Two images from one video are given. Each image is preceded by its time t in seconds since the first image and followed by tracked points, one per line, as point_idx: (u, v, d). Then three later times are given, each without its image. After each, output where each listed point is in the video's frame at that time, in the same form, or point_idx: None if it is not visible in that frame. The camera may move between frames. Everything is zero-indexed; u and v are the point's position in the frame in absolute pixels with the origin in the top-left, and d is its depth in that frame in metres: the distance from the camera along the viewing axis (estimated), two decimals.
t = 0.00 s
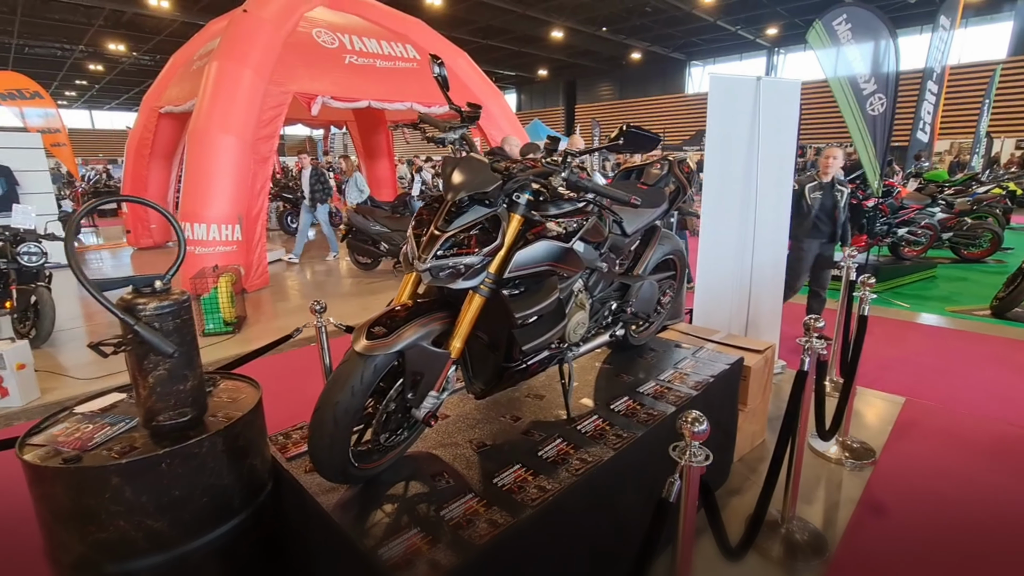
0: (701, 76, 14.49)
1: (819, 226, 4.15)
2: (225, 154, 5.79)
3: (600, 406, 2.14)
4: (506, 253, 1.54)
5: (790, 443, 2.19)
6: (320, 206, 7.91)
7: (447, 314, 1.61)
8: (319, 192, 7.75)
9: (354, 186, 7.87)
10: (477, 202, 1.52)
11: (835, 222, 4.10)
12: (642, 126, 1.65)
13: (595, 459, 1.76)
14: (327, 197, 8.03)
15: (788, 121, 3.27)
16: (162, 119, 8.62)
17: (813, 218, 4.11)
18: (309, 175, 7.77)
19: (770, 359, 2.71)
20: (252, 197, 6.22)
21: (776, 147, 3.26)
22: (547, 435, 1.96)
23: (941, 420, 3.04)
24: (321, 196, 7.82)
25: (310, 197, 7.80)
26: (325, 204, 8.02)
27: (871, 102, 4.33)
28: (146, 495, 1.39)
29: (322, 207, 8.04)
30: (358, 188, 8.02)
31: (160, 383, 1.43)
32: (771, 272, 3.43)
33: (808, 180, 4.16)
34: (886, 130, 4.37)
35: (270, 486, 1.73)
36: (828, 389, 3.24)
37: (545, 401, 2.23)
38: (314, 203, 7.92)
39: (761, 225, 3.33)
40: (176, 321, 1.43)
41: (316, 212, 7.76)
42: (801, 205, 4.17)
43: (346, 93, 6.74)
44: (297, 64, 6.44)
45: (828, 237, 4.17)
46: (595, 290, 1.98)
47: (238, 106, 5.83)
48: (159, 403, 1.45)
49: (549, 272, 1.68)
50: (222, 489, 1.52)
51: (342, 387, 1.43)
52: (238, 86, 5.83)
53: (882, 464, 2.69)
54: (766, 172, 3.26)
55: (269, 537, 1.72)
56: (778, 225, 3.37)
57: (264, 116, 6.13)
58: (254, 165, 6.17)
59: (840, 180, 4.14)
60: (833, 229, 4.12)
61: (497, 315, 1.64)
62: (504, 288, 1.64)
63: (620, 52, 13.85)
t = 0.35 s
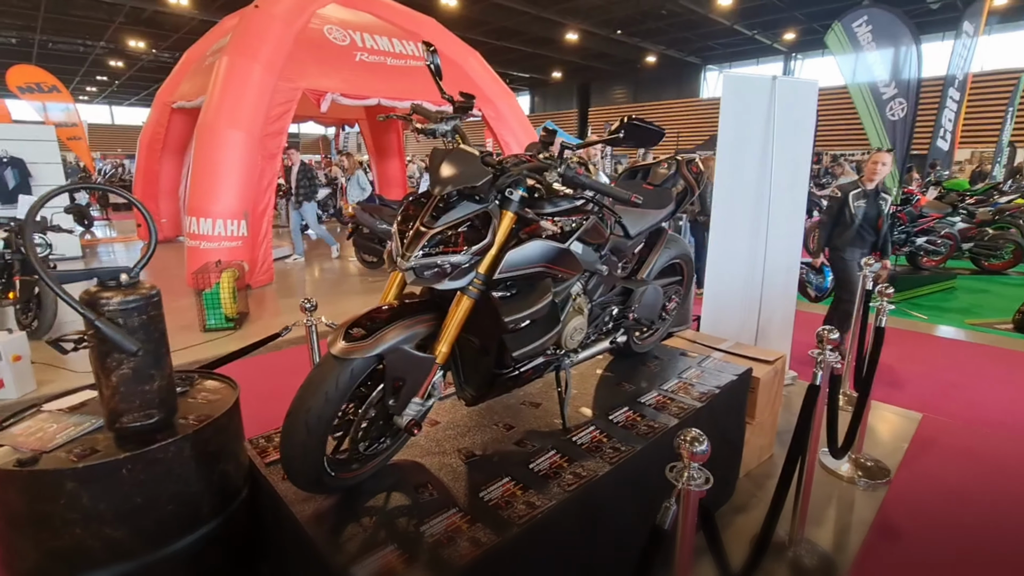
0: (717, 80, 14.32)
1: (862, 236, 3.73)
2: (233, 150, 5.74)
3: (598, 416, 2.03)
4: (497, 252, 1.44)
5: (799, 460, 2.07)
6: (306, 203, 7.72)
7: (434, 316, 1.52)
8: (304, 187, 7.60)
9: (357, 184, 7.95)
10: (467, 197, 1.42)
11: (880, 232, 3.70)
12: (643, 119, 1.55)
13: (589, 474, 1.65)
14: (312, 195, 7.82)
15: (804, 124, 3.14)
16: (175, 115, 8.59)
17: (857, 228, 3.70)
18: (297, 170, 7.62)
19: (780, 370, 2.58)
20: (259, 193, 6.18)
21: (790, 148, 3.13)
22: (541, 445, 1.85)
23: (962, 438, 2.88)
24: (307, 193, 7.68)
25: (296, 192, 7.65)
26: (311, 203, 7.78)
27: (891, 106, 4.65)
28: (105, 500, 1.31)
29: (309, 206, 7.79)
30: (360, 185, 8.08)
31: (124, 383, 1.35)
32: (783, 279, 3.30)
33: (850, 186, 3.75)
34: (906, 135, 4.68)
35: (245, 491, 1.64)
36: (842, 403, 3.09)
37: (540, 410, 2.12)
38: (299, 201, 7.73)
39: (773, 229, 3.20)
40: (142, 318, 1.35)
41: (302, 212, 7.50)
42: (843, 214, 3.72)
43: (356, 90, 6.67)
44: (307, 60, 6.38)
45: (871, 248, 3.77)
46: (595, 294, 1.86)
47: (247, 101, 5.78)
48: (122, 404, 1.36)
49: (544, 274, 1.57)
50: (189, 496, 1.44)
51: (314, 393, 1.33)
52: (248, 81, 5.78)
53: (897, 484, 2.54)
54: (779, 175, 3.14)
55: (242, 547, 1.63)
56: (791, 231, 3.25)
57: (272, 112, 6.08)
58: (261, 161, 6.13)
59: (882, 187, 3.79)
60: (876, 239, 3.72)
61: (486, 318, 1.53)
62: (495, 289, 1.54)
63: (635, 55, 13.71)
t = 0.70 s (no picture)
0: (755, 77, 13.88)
1: (946, 244, 3.32)
2: (262, 146, 5.81)
3: (610, 423, 1.92)
4: (498, 247, 1.35)
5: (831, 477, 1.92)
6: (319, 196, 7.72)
7: (432, 313, 1.44)
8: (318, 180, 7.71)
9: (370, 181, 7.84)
10: (466, 188, 1.34)
11: (962, 237, 3.31)
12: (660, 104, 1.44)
13: (595, 485, 1.55)
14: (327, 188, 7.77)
15: (845, 116, 2.94)
16: (212, 112, 8.73)
17: (940, 235, 3.26)
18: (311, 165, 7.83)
19: (811, 379, 2.41)
20: (287, 188, 6.23)
21: (827, 143, 2.94)
22: (547, 452, 1.75)
23: (1013, 458, 2.66)
24: (320, 186, 7.71)
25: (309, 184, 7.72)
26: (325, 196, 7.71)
27: (942, 99, 4.69)
28: (90, 495, 1.28)
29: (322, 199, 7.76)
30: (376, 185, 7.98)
31: (113, 375, 1.32)
32: (817, 281, 3.12)
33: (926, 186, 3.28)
34: (958, 127, 4.72)
35: (239, 488, 1.60)
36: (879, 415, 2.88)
37: (550, 413, 2.02)
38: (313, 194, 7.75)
39: (808, 229, 3.02)
40: (131, 310, 1.31)
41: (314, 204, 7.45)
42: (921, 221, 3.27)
43: (385, 86, 6.67)
44: (336, 57, 6.41)
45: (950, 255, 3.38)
46: (608, 294, 1.75)
47: (276, 99, 5.84)
48: (111, 397, 1.33)
49: (549, 272, 1.48)
50: (178, 493, 1.40)
51: (301, 391, 1.27)
52: (277, 78, 5.84)
53: (939, 504, 2.35)
54: (815, 171, 2.95)
55: (235, 545, 1.59)
56: (828, 231, 3.06)
57: (301, 108, 6.11)
58: (290, 157, 6.18)
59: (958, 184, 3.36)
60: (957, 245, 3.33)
61: (487, 316, 1.45)
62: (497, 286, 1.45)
63: (669, 51, 13.41)
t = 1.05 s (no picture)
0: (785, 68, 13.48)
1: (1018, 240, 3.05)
2: (284, 144, 5.84)
3: (624, 428, 1.83)
4: (500, 245, 1.28)
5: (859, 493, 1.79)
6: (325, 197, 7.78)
7: (433, 313, 1.38)
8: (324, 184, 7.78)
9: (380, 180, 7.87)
10: (466, 182, 1.28)
11: None
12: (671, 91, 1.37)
13: (604, 494, 1.48)
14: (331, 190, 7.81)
15: (879, 103, 2.77)
16: (239, 112, 8.83)
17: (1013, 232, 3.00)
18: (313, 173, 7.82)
19: (841, 383, 2.28)
20: (308, 186, 6.27)
21: (860, 133, 2.79)
22: (556, 458, 1.68)
23: None
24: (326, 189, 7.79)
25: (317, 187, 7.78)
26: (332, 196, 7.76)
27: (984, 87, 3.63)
28: (86, 497, 1.26)
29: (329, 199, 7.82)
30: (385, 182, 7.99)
31: (109, 375, 1.30)
32: (849, 279, 2.96)
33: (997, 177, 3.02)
34: (1003, 123, 3.63)
35: (241, 489, 1.57)
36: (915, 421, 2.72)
37: (560, 416, 1.95)
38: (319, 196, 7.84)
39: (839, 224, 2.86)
40: (125, 309, 1.28)
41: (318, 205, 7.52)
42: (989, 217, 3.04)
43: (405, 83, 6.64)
44: (357, 56, 6.41)
45: None
46: (620, 293, 1.68)
47: (298, 97, 5.87)
48: (107, 397, 1.31)
49: (554, 270, 1.41)
50: (176, 495, 1.38)
51: (295, 394, 1.23)
52: (299, 77, 5.85)
53: (980, 518, 2.20)
54: (848, 163, 2.79)
55: (237, 547, 1.57)
56: (861, 226, 2.90)
57: (322, 106, 6.12)
58: (312, 155, 6.21)
59: None
60: None
61: (489, 316, 1.38)
62: (499, 285, 1.39)
63: (695, 44, 13.12)
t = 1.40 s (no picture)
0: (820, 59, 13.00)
1: None
2: (308, 140, 5.83)
3: (642, 439, 1.71)
4: (506, 244, 1.18)
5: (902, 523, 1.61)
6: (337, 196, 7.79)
7: (435, 316, 1.29)
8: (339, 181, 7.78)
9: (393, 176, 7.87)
10: (470, 175, 1.18)
11: None
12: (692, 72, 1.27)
13: (618, 512, 1.37)
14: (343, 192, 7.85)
15: (929, 89, 2.55)
16: (266, 109, 8.91)
17: None
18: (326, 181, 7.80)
19: (880, 393, 2.12)
20: (331, 182, 6.26)
21: (905, 122, 2.58)
22: (567, 470, 1.57)
23: None
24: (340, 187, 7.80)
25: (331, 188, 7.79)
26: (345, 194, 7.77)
27: None
28: (72, 505, 1.21)
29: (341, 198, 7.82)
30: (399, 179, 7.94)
31: (96, 377, 1.24)
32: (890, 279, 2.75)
33: None
34: None
35: (238, 496, 1.51)
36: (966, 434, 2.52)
37: (574, 424, 1.84)
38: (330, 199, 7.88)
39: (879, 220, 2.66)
40: (112, 309, 1.22)
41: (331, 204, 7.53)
42: None
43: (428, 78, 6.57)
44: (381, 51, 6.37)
45: None
46: (639, 296, 1.56)
47: (321, 93, 5.84)
48: (95, 401, 1.26)
49: (565, 271, 1.30)
50: (167, 503, 1.32)
51: (284, 403, 1.15)
52: (322, 72, 5.83)
53: None
54: (891, 155, 2.59)
55: (234, 556, 1.51)
56: (906, 222, 2.69)
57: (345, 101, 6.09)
58: (335, 151, 6.19)
59: None
60: None
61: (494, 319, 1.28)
62: (505, 287, 1.29)
63: (726, 35, 12.74)
